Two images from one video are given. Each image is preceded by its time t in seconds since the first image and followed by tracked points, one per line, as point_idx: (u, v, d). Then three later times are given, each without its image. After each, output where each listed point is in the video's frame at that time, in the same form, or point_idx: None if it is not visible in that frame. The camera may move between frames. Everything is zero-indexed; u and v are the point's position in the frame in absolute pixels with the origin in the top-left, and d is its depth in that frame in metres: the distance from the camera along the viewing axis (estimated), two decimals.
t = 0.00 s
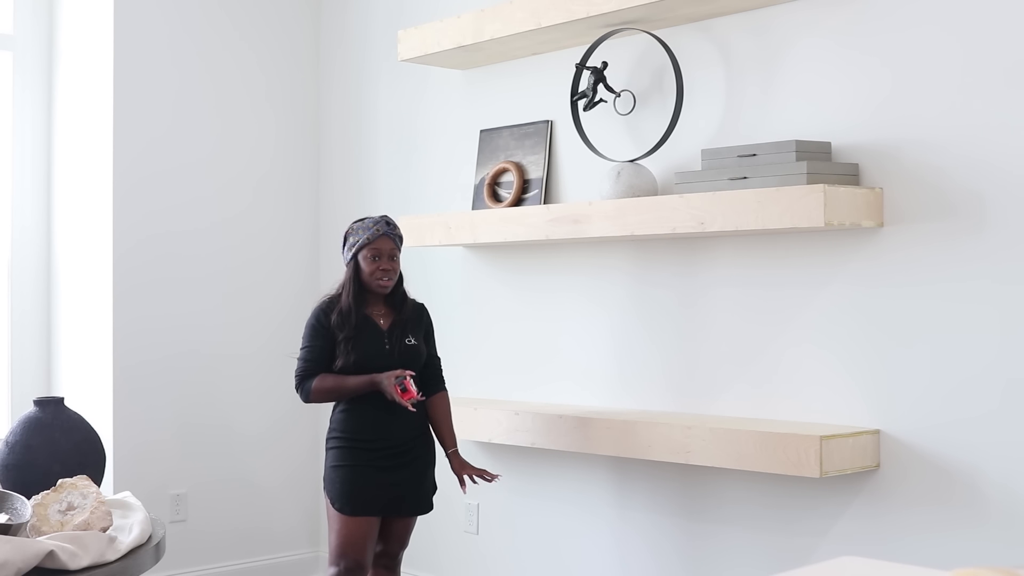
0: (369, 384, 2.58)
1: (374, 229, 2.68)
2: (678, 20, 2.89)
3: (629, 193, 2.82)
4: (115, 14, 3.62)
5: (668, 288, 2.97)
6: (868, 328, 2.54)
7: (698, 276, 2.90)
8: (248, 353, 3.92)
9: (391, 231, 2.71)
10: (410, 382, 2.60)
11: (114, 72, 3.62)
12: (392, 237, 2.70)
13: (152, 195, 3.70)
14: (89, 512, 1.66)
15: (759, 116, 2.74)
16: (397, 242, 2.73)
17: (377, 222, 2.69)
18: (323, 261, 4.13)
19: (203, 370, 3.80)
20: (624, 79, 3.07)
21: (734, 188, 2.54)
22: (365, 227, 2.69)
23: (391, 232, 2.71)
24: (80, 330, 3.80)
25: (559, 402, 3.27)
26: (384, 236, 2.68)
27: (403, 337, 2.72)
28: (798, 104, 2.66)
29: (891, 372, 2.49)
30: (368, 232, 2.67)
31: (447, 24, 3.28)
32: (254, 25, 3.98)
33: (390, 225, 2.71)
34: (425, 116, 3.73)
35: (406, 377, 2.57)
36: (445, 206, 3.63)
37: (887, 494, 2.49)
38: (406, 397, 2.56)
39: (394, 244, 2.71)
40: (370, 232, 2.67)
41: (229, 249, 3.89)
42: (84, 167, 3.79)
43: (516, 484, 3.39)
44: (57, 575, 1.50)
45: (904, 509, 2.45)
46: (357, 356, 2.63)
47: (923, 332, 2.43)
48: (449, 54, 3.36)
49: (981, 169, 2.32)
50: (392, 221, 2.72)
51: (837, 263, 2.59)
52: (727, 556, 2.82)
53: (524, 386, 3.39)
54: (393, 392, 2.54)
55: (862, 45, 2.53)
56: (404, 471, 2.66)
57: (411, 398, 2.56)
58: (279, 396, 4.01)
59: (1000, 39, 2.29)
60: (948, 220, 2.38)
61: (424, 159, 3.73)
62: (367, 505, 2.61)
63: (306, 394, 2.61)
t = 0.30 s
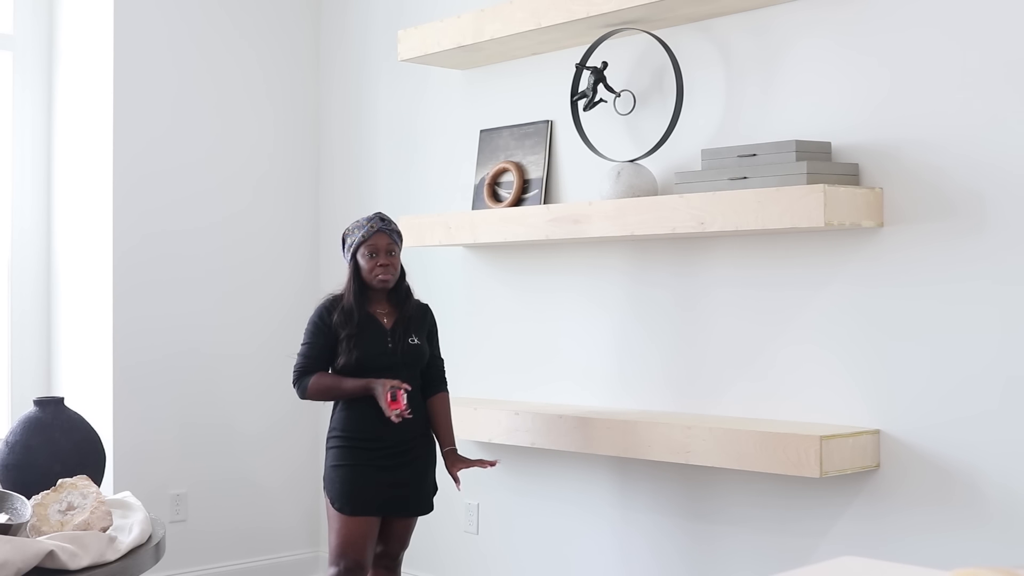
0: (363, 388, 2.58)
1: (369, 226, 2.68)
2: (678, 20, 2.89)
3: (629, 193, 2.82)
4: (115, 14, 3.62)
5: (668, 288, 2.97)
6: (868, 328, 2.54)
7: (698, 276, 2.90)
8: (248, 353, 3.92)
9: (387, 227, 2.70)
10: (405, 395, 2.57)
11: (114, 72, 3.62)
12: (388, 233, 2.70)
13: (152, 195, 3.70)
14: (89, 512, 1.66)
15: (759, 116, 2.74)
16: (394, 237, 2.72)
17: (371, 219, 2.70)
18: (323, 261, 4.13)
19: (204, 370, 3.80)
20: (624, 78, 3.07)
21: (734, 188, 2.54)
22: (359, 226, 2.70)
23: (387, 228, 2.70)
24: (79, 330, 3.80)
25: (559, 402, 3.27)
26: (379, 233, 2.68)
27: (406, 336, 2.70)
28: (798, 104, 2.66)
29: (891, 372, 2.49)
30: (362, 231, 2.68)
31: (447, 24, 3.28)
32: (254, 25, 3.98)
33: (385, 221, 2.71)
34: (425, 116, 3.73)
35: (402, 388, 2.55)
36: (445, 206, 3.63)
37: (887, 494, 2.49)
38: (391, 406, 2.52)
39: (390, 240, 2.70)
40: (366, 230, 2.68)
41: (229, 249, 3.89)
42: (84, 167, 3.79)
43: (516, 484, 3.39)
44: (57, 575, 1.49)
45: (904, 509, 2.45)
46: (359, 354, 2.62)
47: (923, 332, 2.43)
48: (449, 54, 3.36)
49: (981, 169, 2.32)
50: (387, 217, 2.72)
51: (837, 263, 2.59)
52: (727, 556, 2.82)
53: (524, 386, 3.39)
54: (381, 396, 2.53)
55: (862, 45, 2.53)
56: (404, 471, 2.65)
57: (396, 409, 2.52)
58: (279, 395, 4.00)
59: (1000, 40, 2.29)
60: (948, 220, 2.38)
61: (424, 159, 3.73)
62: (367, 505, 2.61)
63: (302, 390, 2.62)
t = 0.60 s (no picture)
0: (360, 412, 2.57)
1: (370, 229, 2.68)
2: (678, 20, 2.89)
3: (629, 193, 2.82)
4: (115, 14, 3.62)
5: (668, 288, 2.97)
6: (868, 328, 2.54)
7: (698, 276, 2.90)
8: (248, 353, 3.92)
9: (387, 229, 2.70)
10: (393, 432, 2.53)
11: (114, 71, 3.62)
12: (388, 235, 2.70)
13: (152, 195, 3.70)
14: (89, 512, 1.66)
15: (759, 116, 2.74)
16: (395, 239, 2.72)
17: (372, 221, 2.70)
18: (323, 261, 4.13)
19: (204, 370, 3.80)
20: (624, 78, 3.07)
21: (734, 188, 2.54)
22: (360, 227, 2.70)
23: (388, 230, 2.70)
24: (79, 330, 3.80)
25: (559, 402, 3.27)
26: (380, 235, 2.68)
27: (406, 336, 2.70)
28: (798, 104, 2.66)
29: (891, 372, 2.49)
30: (363, 233, 2.68)
31: (448, 24, 3.28)
32: (254, 25, 3.98)
33: (385, 223, 2.71)
34: (425, 116, 3.73)
35: (388, 426, 2.51)
36: (445, 206, 3.63)
37: (887, 494, 2.49)
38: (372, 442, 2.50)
39: (390, 242, 2.70)
40: (366, 232, 2.68)
41: (229, 249, 3.89)
42: (84, 167, 3.79)
43: (516, 484, 3.39)
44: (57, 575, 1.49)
45: (904, 509, 2.45)
46: (359, 353, 2.62)
47: (922, 332, 2.43)
48: (449, 54, 3.36)
49: (981, 169, 2.32)
50: (387, 219, 2.72)
51: (836, 263, 2.59)
52: (727, 556, 2.82)
53: (524, 387, 3.39)
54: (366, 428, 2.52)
55: (862, 45, 2.53)
56: (403, 472, 2.65)
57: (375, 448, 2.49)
58: (279, 395, 4.00)
59: (1000, 40, 2.29)
60: (948, 220, 2.38)
61: (424, 159, 3.73)
62: (367, 506, 2.61)
63: (305, 394, 2.64)
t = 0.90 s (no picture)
0: (362, 412, 2.56)
1: (369, 229, 2.68)
2: (678, 20, 2.90)
3: (629, 193, 2.82)
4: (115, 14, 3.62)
5: (668, 289, 2.97)
6: (867, 328, 2.54)
7: (697, 275, 2.90)
8: (249, 353, 3.92)
9: (387, 229, 2.70)
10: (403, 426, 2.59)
11: (114, 71, 3.62)
12: (388, 235, 2.70)
13: (152, 195, 3.70)
14: (89, 512, 1.66)
15: (759, 116, 2.74)
16: (394, 239, 2.72)
17: (372, 221, 2.70)
18: (323, 261, 4.13)
19: (204, 370, 3.80)
20: (624, 79, 3.07)
21: (734, 188, 2.54)
22: (360, 227, 2.70)
23: (388, 230, 2.70)
24: (79, 330, 3.80)
25: (559, 402, 3.27)
26: (380, 235, 2.68)
27: (406, 336, 2.70)
28: (798, 104, 2.66)
29: (891, 372, 2.49)
30: (363, 233, 2.68)
31: (448, 24, 3.28)
32: (254, 24, 3.99)
33: (386, 223, 2.71)
34: (425, 116, 3.73)
35: (404, 422, 2.56)
36: (446, 206, 3.63)
37: (887, 494, 2.49)
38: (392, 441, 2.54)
39: (390, 242, 2.70)
40: (366, 232, 2.68)
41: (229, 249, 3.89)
42: (84, 166, 3.79)
43: (516, 484, 3.39)
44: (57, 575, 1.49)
45: (904, 509, 2.45)
46: (359, 353, 2.62)
47: (922, 332, 2.43)
48: (449, 54, 3.36)
49: (981, 169, 2.32)
50: (387, 219, 2.72)
51: (836, 263, 2.59)
52: (726, 556, 2.82)
53: (524, 386, 3.39)
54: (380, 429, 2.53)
55: (862, 45, 2.53)
56: (404, 472, 2.65)
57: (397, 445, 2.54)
58: (280, 395, 4.01)
59: (1000, 41, 2.29)
60: (948, 220, 2.38)
61: (424, 159, 3.73)
62: (368, 506, 2.61)
63: (305, 393, 2.64)
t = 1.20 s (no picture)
0: (364, 398, 2.55)
1: (369, 228, 2.68)
2: (678, 20, 2.90)
3: (629, 193, 2.82)
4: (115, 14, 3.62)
5: (668, 289, 2.97)
6: (867, 328, 2.54)
7: (697, 275, 2.90)
8: (248, 353, 3.92)
9: (387, 228, 2.70)
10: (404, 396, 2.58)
11: (114, 71, 3.62)
12: (388, 235, 2.70)
13: (152, 195, 3.69)
14: (89, 512, 1.66)
15: (759, 116, 2.74)
16: (394, 238, 2.72)
17: (372, 220, 2.70)
18: (323, 261, 4.13)
19: (204, 370, 3.80)
20: (624, 79, 3.07)
21: (735, 188, 2.54)
22: (359, 227, 2.70)
23: (388, 229, 2.70)
24: (79, 329, 3.80)
25: (559, 402, 3.27)
26: (380, 234, 2.68)
27: (407, 336, 2.70)
28: (797, 104, 2.66)
29: (891, 372, 2.49)
30: (362, 232, 2.68)
31: (448, 23, 3.28)
32: (254, 24, 3.99)
33: (385, 223, 2.71)
34: (425, 116, 3.73)
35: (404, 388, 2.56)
36: (445, 206, 3.63)
37: (887, 494, 2.49)
38: (405, 408, 2.53)
39: (390, 241, 2.70)
40: (366, 231, 2.68)
41: (229, 249, 3.89)
42: (84, 166, 3.79)
43: (517, 484, 3.39)
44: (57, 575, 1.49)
45: (904, 509, 2.45)
46: (361, 353, 2.62)
47: (922, 332, 2.43)
48: (449, 54, 3.36)
49: (981, 169, 2.32)
50: (387, 218, 2.72)
51: (836, 263, 2.59)
52: (726, 556, 2.82)
53: (524, 386, 3.39)
54: (391, 403, 2.51)
55: (862, 45, 2.53)
56: (405, 472, 2.65)
57: (411, 410, 2.53)
58: (279, 395, 4.01)
59: (1000, 41, 2.29)
60: (948, 220, 2.38)
61: (424, 159, 3.73)
62: (369, 506, 2.61)
63: (306, 393, 2.62)
